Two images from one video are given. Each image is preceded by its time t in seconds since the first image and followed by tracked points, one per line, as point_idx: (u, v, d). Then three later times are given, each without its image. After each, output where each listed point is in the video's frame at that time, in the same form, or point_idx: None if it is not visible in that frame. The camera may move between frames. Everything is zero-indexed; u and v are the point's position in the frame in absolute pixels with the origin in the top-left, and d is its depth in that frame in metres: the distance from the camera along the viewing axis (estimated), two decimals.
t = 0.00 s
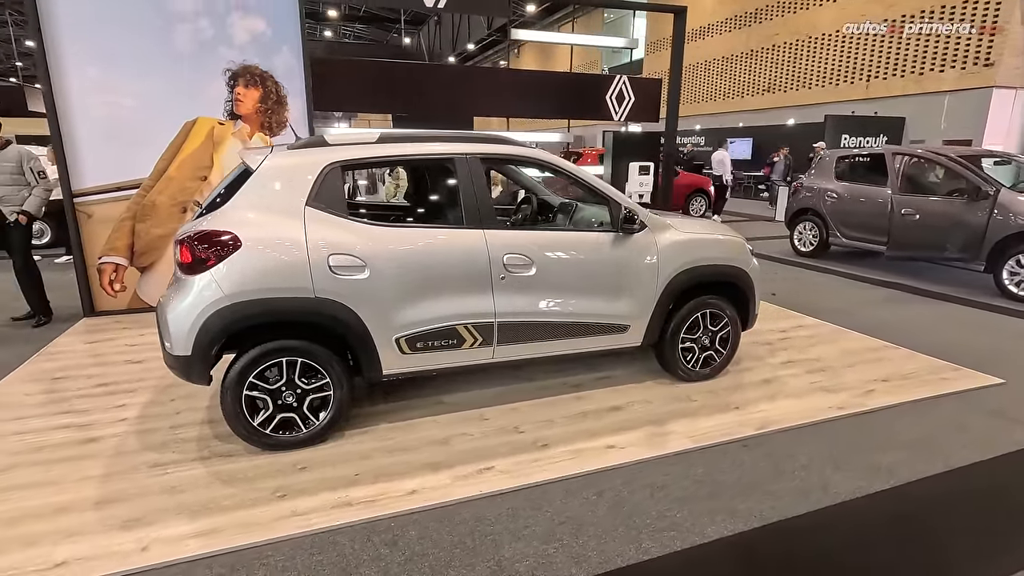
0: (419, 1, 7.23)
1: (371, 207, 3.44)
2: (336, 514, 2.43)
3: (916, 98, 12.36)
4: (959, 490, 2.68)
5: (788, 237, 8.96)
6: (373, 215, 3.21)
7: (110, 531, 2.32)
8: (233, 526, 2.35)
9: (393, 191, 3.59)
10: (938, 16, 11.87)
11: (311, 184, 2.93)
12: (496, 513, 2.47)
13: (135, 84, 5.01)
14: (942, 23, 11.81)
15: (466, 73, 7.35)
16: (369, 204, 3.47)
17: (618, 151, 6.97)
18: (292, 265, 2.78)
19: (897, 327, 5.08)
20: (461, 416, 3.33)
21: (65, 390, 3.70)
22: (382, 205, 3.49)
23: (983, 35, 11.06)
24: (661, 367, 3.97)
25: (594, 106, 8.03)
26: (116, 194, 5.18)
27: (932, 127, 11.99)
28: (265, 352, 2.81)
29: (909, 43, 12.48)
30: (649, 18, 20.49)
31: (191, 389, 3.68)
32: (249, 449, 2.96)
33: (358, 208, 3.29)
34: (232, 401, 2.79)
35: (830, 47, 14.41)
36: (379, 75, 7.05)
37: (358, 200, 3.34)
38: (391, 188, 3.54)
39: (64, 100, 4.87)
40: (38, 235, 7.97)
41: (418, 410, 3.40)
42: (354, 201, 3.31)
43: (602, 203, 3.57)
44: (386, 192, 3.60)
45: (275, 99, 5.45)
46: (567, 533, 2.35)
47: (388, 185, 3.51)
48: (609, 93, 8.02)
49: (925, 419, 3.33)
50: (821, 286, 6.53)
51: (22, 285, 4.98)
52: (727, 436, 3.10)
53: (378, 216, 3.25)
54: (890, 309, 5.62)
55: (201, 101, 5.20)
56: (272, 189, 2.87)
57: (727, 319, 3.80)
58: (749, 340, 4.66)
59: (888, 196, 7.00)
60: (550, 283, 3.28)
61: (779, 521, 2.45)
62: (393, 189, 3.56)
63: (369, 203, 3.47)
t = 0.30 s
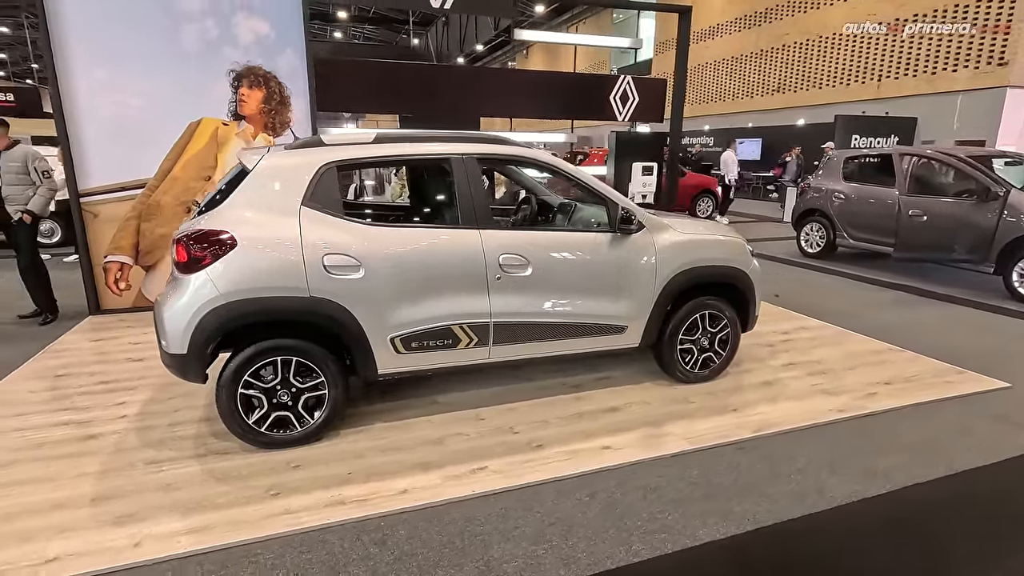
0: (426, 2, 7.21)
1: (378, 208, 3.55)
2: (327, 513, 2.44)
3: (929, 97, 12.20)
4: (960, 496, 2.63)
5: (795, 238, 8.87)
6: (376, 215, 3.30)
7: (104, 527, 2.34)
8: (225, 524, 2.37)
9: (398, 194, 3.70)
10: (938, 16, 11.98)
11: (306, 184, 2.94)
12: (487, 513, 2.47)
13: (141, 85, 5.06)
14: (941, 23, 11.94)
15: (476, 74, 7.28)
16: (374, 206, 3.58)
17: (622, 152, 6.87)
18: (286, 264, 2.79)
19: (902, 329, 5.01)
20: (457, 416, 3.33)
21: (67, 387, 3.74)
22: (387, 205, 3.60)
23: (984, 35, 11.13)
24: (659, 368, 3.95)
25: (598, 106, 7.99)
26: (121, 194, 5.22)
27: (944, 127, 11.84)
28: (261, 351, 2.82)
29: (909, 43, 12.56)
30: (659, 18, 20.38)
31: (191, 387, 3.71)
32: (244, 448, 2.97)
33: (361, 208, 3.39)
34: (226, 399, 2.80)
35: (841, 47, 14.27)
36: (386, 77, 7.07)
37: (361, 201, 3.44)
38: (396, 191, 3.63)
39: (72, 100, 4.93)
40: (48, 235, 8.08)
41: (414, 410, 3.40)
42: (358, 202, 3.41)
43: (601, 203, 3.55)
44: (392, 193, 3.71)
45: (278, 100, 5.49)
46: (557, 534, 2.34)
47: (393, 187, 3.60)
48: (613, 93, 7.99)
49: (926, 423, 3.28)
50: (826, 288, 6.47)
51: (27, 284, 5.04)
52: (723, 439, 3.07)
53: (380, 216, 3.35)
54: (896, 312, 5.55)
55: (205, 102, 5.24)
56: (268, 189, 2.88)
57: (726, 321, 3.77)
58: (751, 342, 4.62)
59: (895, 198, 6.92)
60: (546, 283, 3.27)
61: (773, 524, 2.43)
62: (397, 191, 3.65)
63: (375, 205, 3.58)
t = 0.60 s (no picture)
0: (432, 4, 7.20)
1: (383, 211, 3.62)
2: (317, 511, 2.45)
3: (941, 98, 12.06)
4: (958, 500, 2.59)
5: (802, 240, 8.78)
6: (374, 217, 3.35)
7: (96, 523, 2.37)
8: (216, 521, 2.38)
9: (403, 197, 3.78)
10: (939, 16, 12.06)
11: (301, 185, 2.96)
12: (476, 514, 2.46)
13: (147, 87, 5.13)
14: (941, 22, 12.03)
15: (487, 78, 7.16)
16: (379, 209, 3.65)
17: (623, 154, 6.68)
18: (281, 264, 2.81)
19: (907, 332, 4.95)
20: (452, 417, 3.33)
21: (70, 385, 3.79)
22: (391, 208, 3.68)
23: (984, 34, 11.23)
24: (657, 370, 3.92)
25: (599, 106, 7.86)
26: (128, 194, 5.30)
27: (956, 128, 11.70)
28: (256, 349, 2.84)
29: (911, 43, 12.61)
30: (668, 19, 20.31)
31: (190, 386, 3.74)
32: (239, 446, 2.99)
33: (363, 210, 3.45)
34: (220, 397, 2.82)
35: (852, 47, 14.13)
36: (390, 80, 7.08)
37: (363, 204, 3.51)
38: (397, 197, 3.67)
39: (78, 102, 5.00)
40: (59, 235, 8.19)
41: (409, 410, 3.41)
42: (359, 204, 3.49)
43: (598, 204, 3.54)
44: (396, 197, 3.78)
45: (281, 101, 5.54)
46: (545, 536, 2.33)
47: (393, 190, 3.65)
48: (617, 93, 7.82)
49: (926, 427, 3.23)
50: (831, 290, 6.39)
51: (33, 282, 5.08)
52: (719, 441, 3.04)
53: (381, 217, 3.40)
54: (902, 314, 5.48)
55: (209, 103, 5.29)
56: (266, 188, 2.91)
57: (725, 322, 3.74)
58: (751, 344, 4.58)
59: (903, 199, 6.84)
60: (540, 284, 3.26)
61: (765, 528, 2.40)
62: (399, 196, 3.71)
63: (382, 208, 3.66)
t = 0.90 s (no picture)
0: (439, 6, 7.18)
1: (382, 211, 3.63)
2: (307, 511, 2.46)
3: (955, 99, 11.91)
4: (953, 508, 2.55)
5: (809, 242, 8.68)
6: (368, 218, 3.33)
7: (90, 520, 2.40)
8: (206, 519, 2.41)
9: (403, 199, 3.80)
10: (938, 17, 12.20)
11: (297, 187, 2.98)
12: (464, 515, 2.46)
13: (153, 89, 5.20)
14: (941, 23, 12.15)
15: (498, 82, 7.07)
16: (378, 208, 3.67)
17: (627, 155, 6.60)
18: (275, 266, 2.83)
19: (911, 337, 4.88)
20: (446, 418, 3.34)
21: (73, 383, 3.85)
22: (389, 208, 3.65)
23: (983, 35, 11.38)
24: (654, 373, 3.90)
25: (603, 108, 7.85)
26: (134, 195, 5.38)
27: (970, 130, 11.55)
28: (251, 349, 2.87)
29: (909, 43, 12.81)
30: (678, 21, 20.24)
31: (189, 385, 3.78)
32: (234, 445, 3.02)
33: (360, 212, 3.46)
34: (214, 397, 2.85)
35: (864, 47, 14.00)
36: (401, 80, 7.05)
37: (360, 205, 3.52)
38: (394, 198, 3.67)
39: (85, 104, 5.08)
40: (71, 235, 8.33)
41: (404, 411, 3.42)
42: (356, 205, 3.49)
43: (593, 205, 3.53)
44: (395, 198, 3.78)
45: (285, 104, 5.60)
46: (532, 538, 2.33)
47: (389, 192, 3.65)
48: (619, 96, 7.77)
49: (924, 432, 3.19)
50: (836, 293, 6.32)
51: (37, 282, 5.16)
52: (712, 445, 3.02)
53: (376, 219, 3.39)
54: (907, 319, 5.41)
55: (214, 106, 5.36)
56: (263, 190, 2.94)
57: (722, 325, 3.72)
58: (752, 348, 4.54)
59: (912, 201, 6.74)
60: (534, 286, 3.26)
61: (754, 533, 2.38)
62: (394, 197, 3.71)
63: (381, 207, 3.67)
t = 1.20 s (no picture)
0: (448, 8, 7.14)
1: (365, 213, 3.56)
2: (296, 511, 2.48)
3: (971, 100, 11.73)
4: (950, 516, 2.50)
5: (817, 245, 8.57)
6: (360, 220, 3.25)
7: (84, 517, 2.44)
8: (197, 518, 2.44)
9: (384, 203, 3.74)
10: (944, 17, 12.20)
11: (293, 190, 3.01)
12: (452, 518, 2.47)
13: (160, 93, 5.28)
14: (957, 23, 11.97)
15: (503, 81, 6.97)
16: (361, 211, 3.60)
17: (632, 157, 6.59)
18: (269, 268, 2.86)
19: (917, 342, 4.80)
20: (440, 420, 3.34)
21: (77, 381, 3.91)
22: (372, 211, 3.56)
23: (984, 35, 11.44)
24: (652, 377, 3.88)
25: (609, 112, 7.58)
26: (141, 198, 5.46)
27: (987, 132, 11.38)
28: (246, 349, 2.90)
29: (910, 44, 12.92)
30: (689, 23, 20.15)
31: (189, 385, 3.83)
32: (229, 445, 3.05)
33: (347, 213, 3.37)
34: (209, 397, 2.88)
35: (877, 48, 13.83)
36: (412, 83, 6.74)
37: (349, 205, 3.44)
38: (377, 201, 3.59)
39: (94, 108, 5.18)
40: (84, 236, 8.46)
41: (399, 412, 3.44)
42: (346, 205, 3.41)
43: (589, 208, 3.53)
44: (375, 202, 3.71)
45: (290, 107, 5.61)
46: (519, 541, 2.33)
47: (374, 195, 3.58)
48: (625, 98, 7.47)
49: (924, 440, 3.13)
50: (842, 297, 6.25)
51: (46, 280, 5.26)
52: (706, 450, 3.00)
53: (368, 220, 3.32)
54: (914, 324, 5.32)
55: (220, 109, 5.42)
56: (257, 193, 2.97)
57: (721, 329, 3.69)
58: (753, 352, 4.50)
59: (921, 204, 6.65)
60: (529, 288, 3.26)
61: (743, 540, 2.35)
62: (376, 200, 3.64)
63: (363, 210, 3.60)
